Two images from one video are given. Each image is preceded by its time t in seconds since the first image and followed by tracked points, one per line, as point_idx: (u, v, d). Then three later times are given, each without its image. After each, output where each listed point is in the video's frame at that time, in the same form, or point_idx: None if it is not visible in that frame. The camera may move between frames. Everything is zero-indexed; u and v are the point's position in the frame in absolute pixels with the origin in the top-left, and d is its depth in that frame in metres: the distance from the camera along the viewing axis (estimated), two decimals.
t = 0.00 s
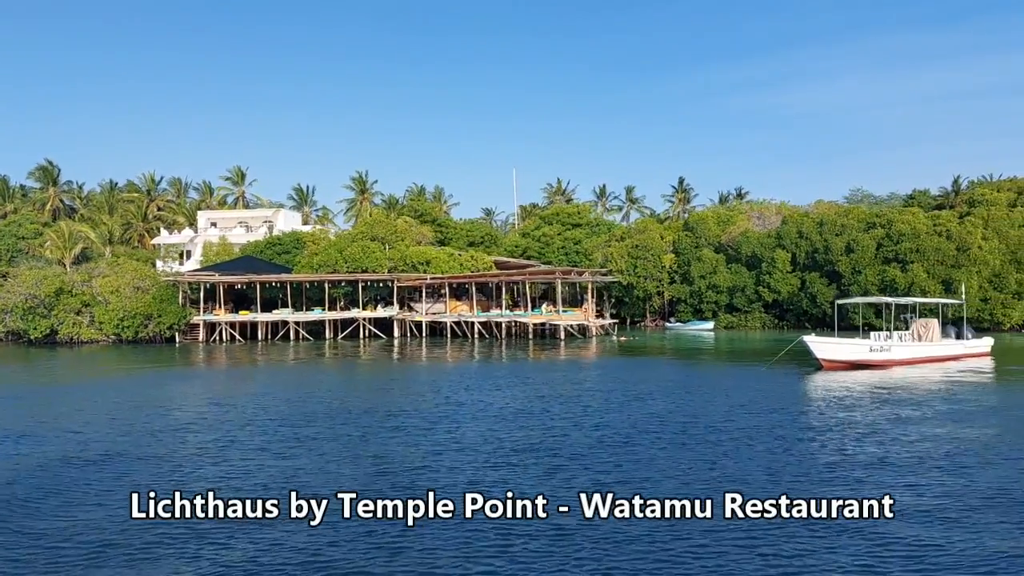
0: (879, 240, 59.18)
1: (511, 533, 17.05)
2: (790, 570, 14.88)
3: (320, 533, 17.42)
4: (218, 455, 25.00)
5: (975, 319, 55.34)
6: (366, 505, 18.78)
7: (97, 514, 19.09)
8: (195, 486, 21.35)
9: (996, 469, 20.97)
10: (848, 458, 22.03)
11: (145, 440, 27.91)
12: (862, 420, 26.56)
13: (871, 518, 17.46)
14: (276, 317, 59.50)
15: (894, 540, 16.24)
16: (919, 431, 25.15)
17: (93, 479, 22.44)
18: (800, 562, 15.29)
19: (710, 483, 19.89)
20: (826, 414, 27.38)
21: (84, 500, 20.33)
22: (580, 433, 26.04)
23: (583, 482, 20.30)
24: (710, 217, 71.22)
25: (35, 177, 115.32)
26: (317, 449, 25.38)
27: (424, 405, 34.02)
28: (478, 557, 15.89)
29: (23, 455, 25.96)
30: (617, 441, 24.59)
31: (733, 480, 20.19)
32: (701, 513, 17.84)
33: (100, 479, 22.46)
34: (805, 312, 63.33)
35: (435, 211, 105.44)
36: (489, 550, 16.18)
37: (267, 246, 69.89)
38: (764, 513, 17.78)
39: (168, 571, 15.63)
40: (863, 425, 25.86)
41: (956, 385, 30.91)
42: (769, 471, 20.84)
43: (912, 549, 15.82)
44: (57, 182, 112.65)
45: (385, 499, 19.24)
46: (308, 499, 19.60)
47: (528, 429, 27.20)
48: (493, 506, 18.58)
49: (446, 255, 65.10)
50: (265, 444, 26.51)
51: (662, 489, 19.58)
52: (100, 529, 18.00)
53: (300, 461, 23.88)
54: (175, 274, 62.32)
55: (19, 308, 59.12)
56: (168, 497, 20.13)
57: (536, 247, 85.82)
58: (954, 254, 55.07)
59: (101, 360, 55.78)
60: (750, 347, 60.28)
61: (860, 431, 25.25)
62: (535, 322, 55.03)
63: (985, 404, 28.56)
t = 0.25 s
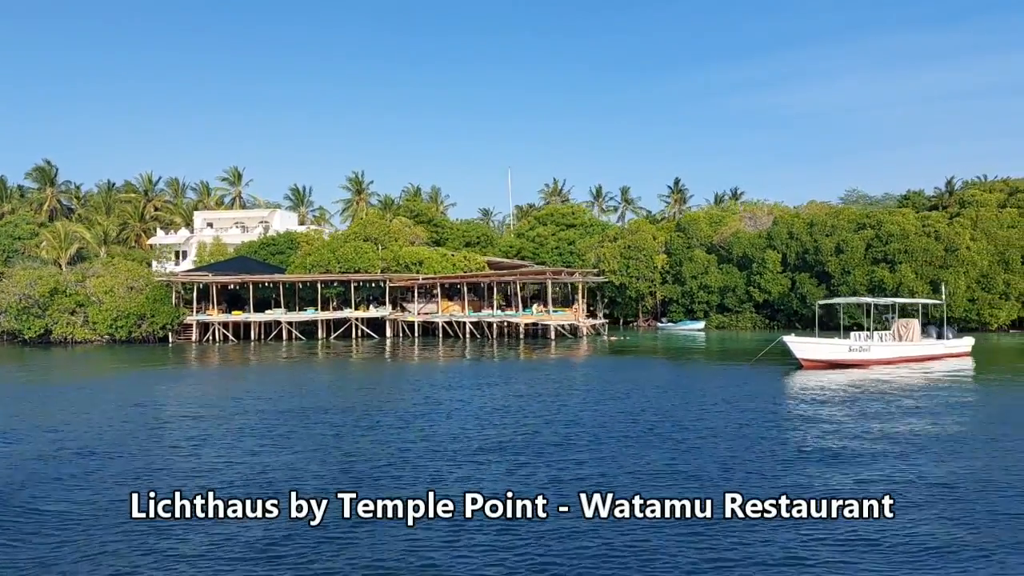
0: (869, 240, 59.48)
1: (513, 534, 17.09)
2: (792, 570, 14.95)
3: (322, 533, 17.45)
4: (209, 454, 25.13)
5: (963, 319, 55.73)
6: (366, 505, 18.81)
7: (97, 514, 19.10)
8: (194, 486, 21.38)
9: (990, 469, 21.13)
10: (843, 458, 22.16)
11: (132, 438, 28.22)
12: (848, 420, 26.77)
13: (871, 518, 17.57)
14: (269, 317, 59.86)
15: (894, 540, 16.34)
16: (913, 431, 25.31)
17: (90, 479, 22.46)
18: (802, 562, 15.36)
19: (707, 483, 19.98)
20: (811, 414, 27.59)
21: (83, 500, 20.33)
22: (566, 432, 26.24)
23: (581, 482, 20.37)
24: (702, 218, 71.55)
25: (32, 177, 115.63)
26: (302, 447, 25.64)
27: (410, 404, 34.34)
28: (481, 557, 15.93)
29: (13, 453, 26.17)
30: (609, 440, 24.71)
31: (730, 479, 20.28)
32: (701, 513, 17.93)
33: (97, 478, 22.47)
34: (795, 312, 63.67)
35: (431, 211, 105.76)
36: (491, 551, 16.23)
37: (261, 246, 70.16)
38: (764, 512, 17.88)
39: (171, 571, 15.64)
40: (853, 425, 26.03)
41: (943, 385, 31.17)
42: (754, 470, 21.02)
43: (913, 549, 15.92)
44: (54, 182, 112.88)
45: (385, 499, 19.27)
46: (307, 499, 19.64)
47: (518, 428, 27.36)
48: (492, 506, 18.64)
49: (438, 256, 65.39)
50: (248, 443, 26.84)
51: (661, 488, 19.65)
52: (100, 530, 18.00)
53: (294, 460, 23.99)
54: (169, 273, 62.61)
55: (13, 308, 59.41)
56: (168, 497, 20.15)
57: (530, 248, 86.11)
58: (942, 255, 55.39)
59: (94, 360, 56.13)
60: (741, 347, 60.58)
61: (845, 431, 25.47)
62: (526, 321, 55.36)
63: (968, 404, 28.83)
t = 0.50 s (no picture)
0: (858, 242, 59.88)
1: (515, 534, 17.34)
2: (791, 570, 15.23)
3: (326, 532, 17.71)
4: (202, 454, 25.46)
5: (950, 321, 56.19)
6: (366, 505, 19.05)
7: (101, 513, 19.27)
8: (195, 485, 21.60)
9: (981, 470, 21.49)
10: (833, 459, 22.53)
11: (119, 438, 28.60)
12: (832, 420, 27.14)
13: (867, 520, 17.87)
14: (262, 318, 60.30)
15: (890, 541, 16.66)
16: (901, 432, 25.67)
17: (89, 478, 22.66)
18: (802, 563, 15.64)
19: (703, 484, 20.27)
20: (793, 414, 27.99)
21: (85, 498, 20.52)
22: (549, 432, 26.63)
23: (579, 482, 20.65)
24: (693, 219, 71.93)
25: (29, 177, 115.90)
26: (285, 447, 26.08)
27: (396, 404, 34.76)
28: (485, 556, 16.17)
29: (5, 453, 26.47)
30: (598, 440, 25.06)
31: (725, 480, 20.59)
32: (700, 513, 18.21)
33: (97, 478, 22.69)
34: (786, 312, 64.07)
35: (427, 212, 106.13)
36: (495, 550, 16.48)
37: (256, 247, 70.50)
38: (763, 513, 18.20)
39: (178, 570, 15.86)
40: (838, 426, 26.39)
41: (926, 386, 31.59)
42: (736, 471, 21.37)
43: (910, 550, 16.24)
44: (51, 183, 113.14)
45: (386, 498, 19.50)
46: (308, 499, 19.83)
47: (506, 428, 27.72)
48: (492, 506, 18.91)
49: (432, 257, 65.80)
50: (232, 442, 27.31)
51: (658, 489, 19.94)
52: (105, 529, 18.19)
53: (288, 459, 24.28)
54: (163, 274, 63.00)
55: (8, 309, 59.72)
56: (170, 497, 20.38)
57: (524, 248, 86.39)
58: (930, 256, 55.78)
59: (88, 360, 56.50)
60: (731, 348, 60.88)
61: (827, 431, 25.85)
62: (517, 322, 55.81)
63: (948, 405, 29.27)
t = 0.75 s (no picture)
0: (849, 242, 60.22)
1: (516, 534, 17.44)
2: (790, 569, 15.36)
3: (327, 532, 17.79)
4: (195, 453, 25.65)
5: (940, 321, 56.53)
6: (367, 505, 19.13)
7: (101, 514, 19.35)
8: (194, 485, 21.71)
9: (975, 470, 21.66)
10: (825, 458, 22.73)
11: (107, 436, 28.94)
12: (818, 420, 27.36)
13: (866, 520, 18.00)
14: (255, 318, 60.71)
15: (889, 541, 16.78)
16: (889, 432, 25.87)
17: (86, 477, 22.77)
18: (802, 563, 15.74)
19: (699, 484, 20.40)
20: (777, 414, 28.24)
21: (85, 498, 20.60)
22: (535, 431, 26.90)
23: (577, 483, 20.77)
24: (687, 219, 72.27)
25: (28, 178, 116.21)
26: (272, 446, 26.37)
27: (383, 403, 35.11)
28: (486, 556, 16.26)
29: None
30: (585, 440, 25.30)
31: (721, 480, 20.72)
32: (700, 513, 18.33)
33: (95, 477, 22.80)
34: (778, 312, 64.42)
35: (424, 212, 106.44)
36: (496, 550, 16.57)
37: (251, 248, 70.82)
38: (763, 513, 18.33)
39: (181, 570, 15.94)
40: (824, 425, 26.63)
41: (909, 385, 31.87)
42: (718, 470, 21.60)
43: (909, 549, 16.36)
44: (50, 184, 113.51)
45: (386, 498, 19.59)
46: (308, 499, 19.91)
47: (493, 427, 28.02)
48: (493, 506, 19.02)
49: (425, 257, 66.15)
50: (219, 441, 27.63)
51: (657, 489, 20.06)
52: (105, 530, 18.27)
53: (283, 459, 24.43)
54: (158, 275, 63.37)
55: (4, 309, 60.05)
56: (170, 497, 20.47)
57: (519, 249, 86.72)
58: (919, 257, 56.13)
59: (83, 360, 56.85)
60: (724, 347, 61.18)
61: (812, 430, 26.08)
62: (509, 322, 56.08)
63: (931, 404, 29.55)
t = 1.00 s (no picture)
0: (841, 242, 60.51)
1: (516, 534, 17.50)
2: (796, 569, 15.46)
3: (329, 532, 17.86)
4: (189, 452, 25.88)
5: (931, 321, 56.83)
6: (367, 505, 19.20)
7: (102, 513, 19.41)
8: (193, 485, 21.80)
9: (970, 471, 21.77)
10: (821, 459, 22.87)
11: (97, 434, 29.39)
12: (803, 420, 27.65)
13: (865, 521, 18.08)
14: (251, 318, 61.21)
15: (888, 541, 16.85)
16: (880, 433, 26.04)
17: (84, 477, 22.88)
18: (802, 563, 15.80)
19: (696, 485, 20.50)
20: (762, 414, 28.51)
21: (84, 497, 20.70)
22: (521, 432, 27.21)
23: (575, 483, 20.87)
24: (681, 219, 72.57)
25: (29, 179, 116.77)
26: (261, 445, 26.73)
27: (371, 402, 35.52)
28: (487, 556, 16.33)
29: None
30: (572, 441, 25.56)
31: (716, 481, 20.83)
32: (700, 513, 18.41)
33: (93, 476, 22.90)
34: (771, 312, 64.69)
35: (422, 213, 106.75)
36: (497, 550, 16.63)
37: (248, 249, 71.18)
38: (763, 513, 18.42)
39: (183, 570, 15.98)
40: (811, 426, 26.84)
41: (892, 385, 32.19)
42: (702, 471, 21.83)
43: (907, 549, 16.44)
44: (51, 185, 114.03)
45: (386, 498, 19.65)
46: (309, 499, 19.97)
47: (480, 427, 28.34)
48: (493, 506, 19.09)
49: (420, 258, 66.54)
50: (207, 439, 28.02)
51: (654, 490, 20.14)
52: (106, 529, 18.32)
53: (279, 458, 24.59)
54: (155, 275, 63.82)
55: (2, 309, 60.45)
56: (170, 496, 20.54)
57: (516, 249, 87.04)
58: (910, 256, 56.43)
59: (80, 360, 57.30)
60: (718, 346, 61.41)
61: (799, 431, 26.30)
62: (501, 322, 56.55)
63: (914, 404, 29.83)
